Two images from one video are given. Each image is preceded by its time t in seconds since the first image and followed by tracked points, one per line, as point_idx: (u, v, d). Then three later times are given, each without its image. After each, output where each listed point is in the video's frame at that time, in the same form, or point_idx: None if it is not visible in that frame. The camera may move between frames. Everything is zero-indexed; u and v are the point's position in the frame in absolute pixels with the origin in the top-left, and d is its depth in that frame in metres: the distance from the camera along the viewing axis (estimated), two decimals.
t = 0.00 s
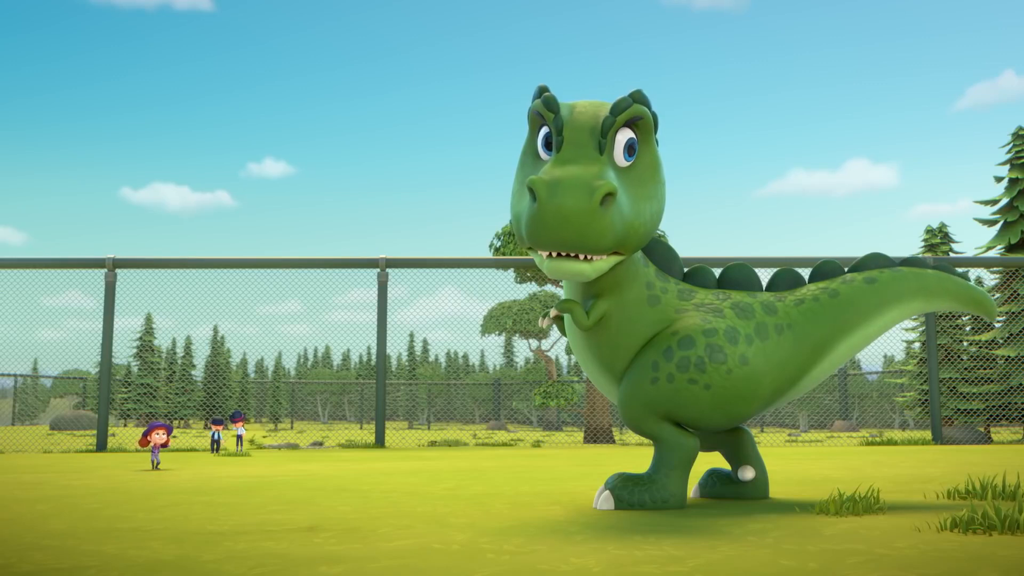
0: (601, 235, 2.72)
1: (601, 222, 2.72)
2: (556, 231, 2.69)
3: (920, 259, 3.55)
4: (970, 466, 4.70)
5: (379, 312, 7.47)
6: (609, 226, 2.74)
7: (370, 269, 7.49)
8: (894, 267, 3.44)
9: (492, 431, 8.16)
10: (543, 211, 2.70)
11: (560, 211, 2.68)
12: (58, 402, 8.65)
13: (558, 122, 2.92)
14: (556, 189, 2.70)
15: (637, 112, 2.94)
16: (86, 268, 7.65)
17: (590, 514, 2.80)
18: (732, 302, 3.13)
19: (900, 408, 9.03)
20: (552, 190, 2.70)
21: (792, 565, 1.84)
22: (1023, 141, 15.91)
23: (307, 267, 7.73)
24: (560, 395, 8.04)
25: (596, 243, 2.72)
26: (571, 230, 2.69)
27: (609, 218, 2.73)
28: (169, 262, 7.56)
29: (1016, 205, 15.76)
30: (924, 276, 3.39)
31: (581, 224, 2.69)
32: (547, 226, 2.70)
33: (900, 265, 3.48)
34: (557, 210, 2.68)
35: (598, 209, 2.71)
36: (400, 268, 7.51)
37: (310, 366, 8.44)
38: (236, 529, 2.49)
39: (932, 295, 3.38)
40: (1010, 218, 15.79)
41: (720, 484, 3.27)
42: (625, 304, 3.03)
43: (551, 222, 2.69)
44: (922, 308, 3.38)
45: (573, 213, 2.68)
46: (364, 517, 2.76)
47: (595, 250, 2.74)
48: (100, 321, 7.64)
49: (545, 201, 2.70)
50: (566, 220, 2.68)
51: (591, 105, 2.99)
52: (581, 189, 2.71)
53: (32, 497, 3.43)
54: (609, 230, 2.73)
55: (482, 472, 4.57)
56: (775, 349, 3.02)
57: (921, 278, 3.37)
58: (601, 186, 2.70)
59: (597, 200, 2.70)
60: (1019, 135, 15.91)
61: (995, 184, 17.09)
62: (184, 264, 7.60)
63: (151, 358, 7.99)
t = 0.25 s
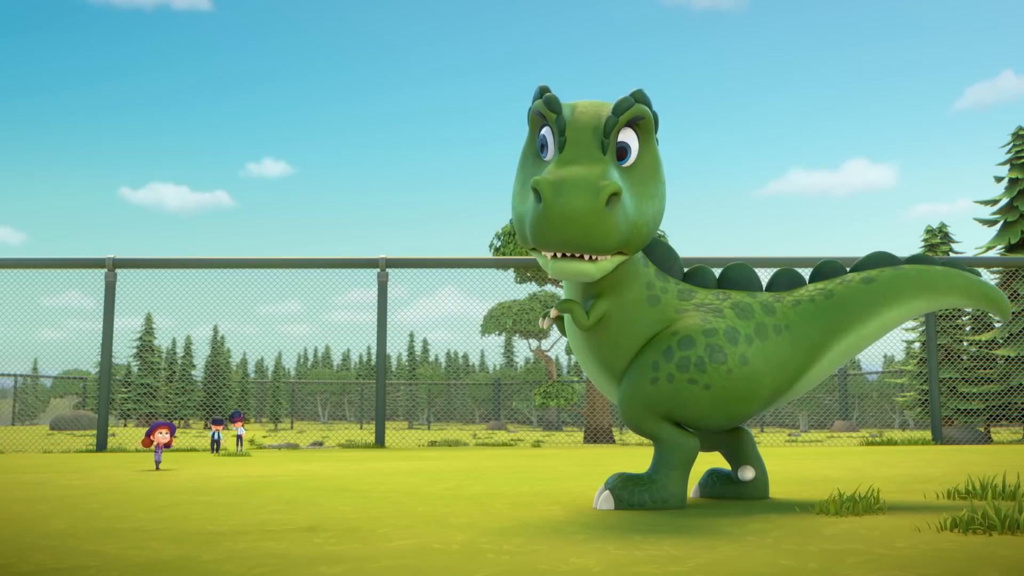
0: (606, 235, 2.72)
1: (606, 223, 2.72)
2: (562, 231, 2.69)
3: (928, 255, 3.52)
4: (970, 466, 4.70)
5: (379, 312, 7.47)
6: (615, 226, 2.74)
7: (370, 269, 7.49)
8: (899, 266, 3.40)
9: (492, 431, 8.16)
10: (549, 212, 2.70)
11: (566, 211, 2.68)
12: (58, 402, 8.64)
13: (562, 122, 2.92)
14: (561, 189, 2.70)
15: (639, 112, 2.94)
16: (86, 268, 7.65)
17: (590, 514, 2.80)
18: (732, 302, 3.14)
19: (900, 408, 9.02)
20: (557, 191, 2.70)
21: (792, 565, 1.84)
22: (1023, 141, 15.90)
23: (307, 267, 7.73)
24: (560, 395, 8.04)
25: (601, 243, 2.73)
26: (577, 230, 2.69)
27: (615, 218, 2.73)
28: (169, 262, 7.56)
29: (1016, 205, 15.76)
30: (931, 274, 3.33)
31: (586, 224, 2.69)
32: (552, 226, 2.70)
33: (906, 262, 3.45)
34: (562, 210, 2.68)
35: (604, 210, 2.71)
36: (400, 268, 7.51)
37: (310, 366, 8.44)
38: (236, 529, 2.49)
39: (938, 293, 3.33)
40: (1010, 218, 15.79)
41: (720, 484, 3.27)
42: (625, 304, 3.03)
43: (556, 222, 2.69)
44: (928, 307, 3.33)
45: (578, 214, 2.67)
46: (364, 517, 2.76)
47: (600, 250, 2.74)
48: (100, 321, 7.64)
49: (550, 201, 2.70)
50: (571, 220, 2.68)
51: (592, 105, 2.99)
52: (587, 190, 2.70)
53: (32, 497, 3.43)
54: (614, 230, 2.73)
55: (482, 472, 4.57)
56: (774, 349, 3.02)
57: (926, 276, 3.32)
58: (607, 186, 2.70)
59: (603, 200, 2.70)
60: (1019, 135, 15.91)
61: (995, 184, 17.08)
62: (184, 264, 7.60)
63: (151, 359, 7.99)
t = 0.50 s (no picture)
0: (609, 235, 2.72)
1: (609, 223, 2.72)
2: (564, 231, 2.69)
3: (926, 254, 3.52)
4: (970, 466, 4.70)
5: (379, 312, 7.47)
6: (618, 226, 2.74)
7: (370, 269, 7.49)
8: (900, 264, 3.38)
9: (492, 431, 8.17)
10: (551, 212, 2.70)
11: (568, 212, 2.68)
12: (58, 402, 8.65)
13: (562, 122, 2.92)
14: (563, 190, 2.70)
15: (639, 112, 2.94)
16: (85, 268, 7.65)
17: (590, 513, 2.80)
18: (731, 302, 3.14)
19: (900, 408, 9.03)
20: (558, 191, 2.70)
21: (792, 565, 1.84)
22: (1023, 141, 15.90)
23: (307, 267, 7.73)
24: (560, 395, 8.05)
25: (603, 244, 2.73)
26: (579, 230, 2.69)
27: (617, 219, 2.73)
28: (169, 262, 7.55)
29: (1016, 205, 15.76)
30: (932, 270, 3.29)
31: (588, 224, 2.69)
32: (554, 226, 2.70)
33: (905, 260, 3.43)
34: (564, 210, 2.68)
35: (606, 210, 2.71)
36: (400, 268, 7.51)
37: (310, 366, 8.44)
38: (236, 529, 2.49)
39: (940, 290, 3.30)
40: (1010, 218, 15.79)
41: (720, 484, 3.27)
42: (625, 304, 3.03)
43: (558, 222, 2.69)
44: (929, 304, 3.31)
45: (581, 214, 2.67)
46: (364, 517, 2.76)
47: (602, 250, 2.74)
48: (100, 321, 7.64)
49: (552, 201, 2.70)
50: (574, 220, 2.68)
51: (592, 105, 2.98)
52: (589, 190, 2.70)
53: (31, 497, 3.42)
54: (616, 231, 2.73)
55: (482, 472, 4.57)
56: (774, 349, 3.02)
57: (926, 271, 3.29)
58: (609, 186, 2.71)
59: (605, 200, 2.69)
60: (1019, 135, 15.91)
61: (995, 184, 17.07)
62: (184, 264, 7.60)
63: (151, 358, 7.98)
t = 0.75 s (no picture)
0: (609, 236, 2.72)
1: (609, 224, 2.72)
2: (563, 231, 2.69)
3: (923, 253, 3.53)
4: (970, 466, 4.70)
5: (379, 312, 7.47)
6: (618, 226, 2.74)
7: (370, 269, 7.49)
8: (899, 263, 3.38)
9: (492, 431, 8.17)
10: (551, 212, 2.69)
11: (568, 212, 2.68)
12: (58, 402, 8.66)
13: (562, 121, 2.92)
14: (563, 190, 2.70)
15: (639, 112, 2.94)
16: (85, 268, 7.65)
17: (590, 513, 2.80)
18: (731, 302, 3.14)
19: (900, 408, 9.03)
20: (559, 191, 2.70)
21: (792, 565, 1.84)
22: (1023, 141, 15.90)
23: (307, 267, 7.73)
24: (560, 395, 8.05)
25: (604, 244, 2.73)
26: (579, 231, 2.69)
27: (617, 219, 2.73)
28: (169, 262, 7.55)
29: (1016, 205, 15.76)
30: (930, 270, 3.28)
31: (588, 224, 2.69)
32: (555, 226, 2.69)
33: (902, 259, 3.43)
34: (564, 210, 2.68)
35: (606, 210, 2.71)
36: (400, 268, 7.51)
37: (310, 366, 8.45)
38: (236, 529, 2.49)
39: (939, 290, 3.29)
40: (1010, 218, 15.78)
41: (721, 484, 3.27)
42: (625, 305, 3.03)
43: (558, 222, 2.69)
44: (928, 304, 3.30)
45: (581, 214, 2.67)
46: (364, 517, 2.76)
47: (603, 250, 2.74)
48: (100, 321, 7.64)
49: (553, 202, 2.70)
50: (574, 220, 2.68)
51: (591, 105, 2.98)
52: (590, 190, 2.70)
53: (31, 497, 3.42)
54: (616, 231, 2.73)
55: (482, 472, 4.57)
56: (774, 350, 3.02)
57: (925, 271, 3.28)
58: (609, 187, 2.71)
59: (606, 200, 2.69)
60: (1019, 135, 15.91)
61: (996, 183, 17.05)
62: (184, 264, 7.60)
63: (151, 358, 7.98)
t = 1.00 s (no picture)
0: (599, 243, 2.74)
1: (599, 231, 2.73)
2: (555, 236, 2.70)
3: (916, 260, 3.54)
4: (970, 466, 4.70)
5: (379, 312, 7.47)
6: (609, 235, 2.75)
7: (370, 269, 7.49)
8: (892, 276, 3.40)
9: (492, 431, 8.17)
10: (542, 219, 2.71)
11: (560, 218, 2.69)
12: (58, 402, 8.67)
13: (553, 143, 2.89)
14: (557, 196, 2.70)
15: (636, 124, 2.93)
16: (85, 268, 7.65)
17: (590, 514, 2.80)
18: (730, 312, 3.14)
19: (900, 408, 9.03)
20: (552, 196, 2.71)
21: (792, 565, 1.84)
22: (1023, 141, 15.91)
23: (307, 267, 7.72)
24: (560, 395, 8.05)
25: (593, 251, 2.74)
26: (570, 238, 2.70)
27: (608, 227, 2.75)
28: (169, 262, 7.55)
29: (1016, 205, 15.76)
30: (923, 279, 3.30)
31: (579, 231, 2.70)
32: (545, 233, 2.70)
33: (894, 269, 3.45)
34: (556, 216, 2.69)
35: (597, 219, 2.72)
36: (400, 268, 7.51)
37: (310, 366, 8.44)
38: (236, 529, 2.49)
39: (931, 302, 3.29)
40: (1010, 218, 15.78)
41: (721, 484, 3.26)
42: (624, 313, 3.03)
43: (548, 229, 2.70)
44: (921, 313, 3.31)
45: (572, 221, 2.69)
46: (364, 517, 2.76)
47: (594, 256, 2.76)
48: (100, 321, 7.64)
49: (545, 206, 2.70)
50: (565, 227, 2.69)
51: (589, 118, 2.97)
52: (581, 197, 2.71)
53: (31, 497, 3.42)
54: (607, 238, 2.75)
55: (482, 472, 4.57)
56: (773, 360, 3.02)
57: (917, 280, 3.30)
58: (602, 196, 2.72)
59: (599, 209, 2.71)
60: (1018, 135, 15.91)
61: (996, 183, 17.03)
62: (184, 264, 7.60)
63: (151, 358, 7.97)
